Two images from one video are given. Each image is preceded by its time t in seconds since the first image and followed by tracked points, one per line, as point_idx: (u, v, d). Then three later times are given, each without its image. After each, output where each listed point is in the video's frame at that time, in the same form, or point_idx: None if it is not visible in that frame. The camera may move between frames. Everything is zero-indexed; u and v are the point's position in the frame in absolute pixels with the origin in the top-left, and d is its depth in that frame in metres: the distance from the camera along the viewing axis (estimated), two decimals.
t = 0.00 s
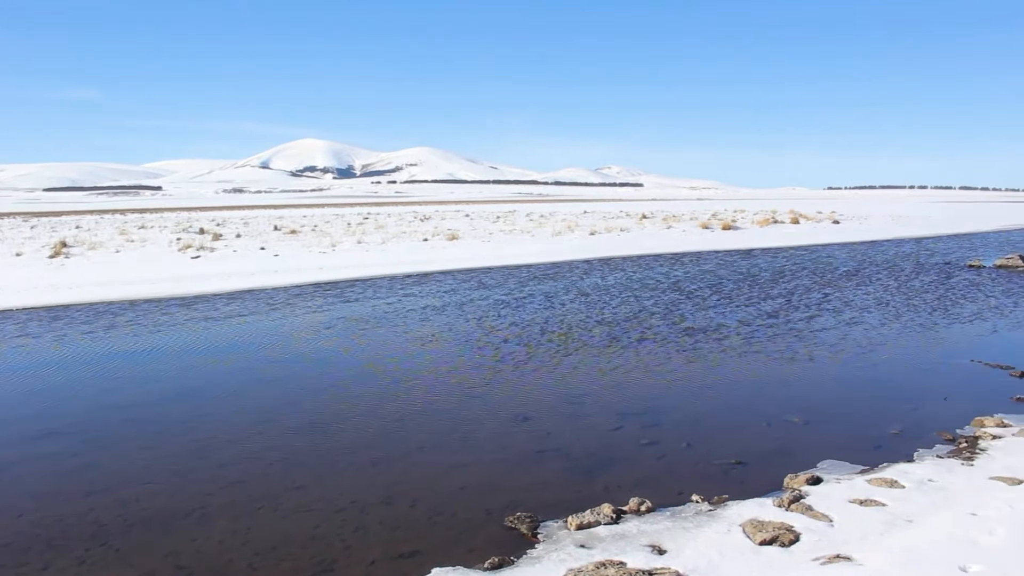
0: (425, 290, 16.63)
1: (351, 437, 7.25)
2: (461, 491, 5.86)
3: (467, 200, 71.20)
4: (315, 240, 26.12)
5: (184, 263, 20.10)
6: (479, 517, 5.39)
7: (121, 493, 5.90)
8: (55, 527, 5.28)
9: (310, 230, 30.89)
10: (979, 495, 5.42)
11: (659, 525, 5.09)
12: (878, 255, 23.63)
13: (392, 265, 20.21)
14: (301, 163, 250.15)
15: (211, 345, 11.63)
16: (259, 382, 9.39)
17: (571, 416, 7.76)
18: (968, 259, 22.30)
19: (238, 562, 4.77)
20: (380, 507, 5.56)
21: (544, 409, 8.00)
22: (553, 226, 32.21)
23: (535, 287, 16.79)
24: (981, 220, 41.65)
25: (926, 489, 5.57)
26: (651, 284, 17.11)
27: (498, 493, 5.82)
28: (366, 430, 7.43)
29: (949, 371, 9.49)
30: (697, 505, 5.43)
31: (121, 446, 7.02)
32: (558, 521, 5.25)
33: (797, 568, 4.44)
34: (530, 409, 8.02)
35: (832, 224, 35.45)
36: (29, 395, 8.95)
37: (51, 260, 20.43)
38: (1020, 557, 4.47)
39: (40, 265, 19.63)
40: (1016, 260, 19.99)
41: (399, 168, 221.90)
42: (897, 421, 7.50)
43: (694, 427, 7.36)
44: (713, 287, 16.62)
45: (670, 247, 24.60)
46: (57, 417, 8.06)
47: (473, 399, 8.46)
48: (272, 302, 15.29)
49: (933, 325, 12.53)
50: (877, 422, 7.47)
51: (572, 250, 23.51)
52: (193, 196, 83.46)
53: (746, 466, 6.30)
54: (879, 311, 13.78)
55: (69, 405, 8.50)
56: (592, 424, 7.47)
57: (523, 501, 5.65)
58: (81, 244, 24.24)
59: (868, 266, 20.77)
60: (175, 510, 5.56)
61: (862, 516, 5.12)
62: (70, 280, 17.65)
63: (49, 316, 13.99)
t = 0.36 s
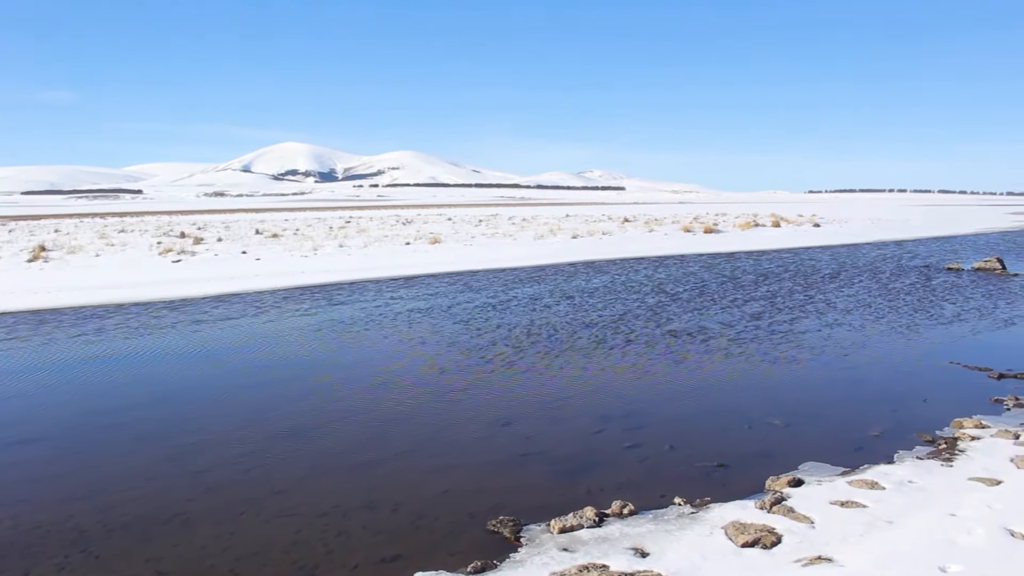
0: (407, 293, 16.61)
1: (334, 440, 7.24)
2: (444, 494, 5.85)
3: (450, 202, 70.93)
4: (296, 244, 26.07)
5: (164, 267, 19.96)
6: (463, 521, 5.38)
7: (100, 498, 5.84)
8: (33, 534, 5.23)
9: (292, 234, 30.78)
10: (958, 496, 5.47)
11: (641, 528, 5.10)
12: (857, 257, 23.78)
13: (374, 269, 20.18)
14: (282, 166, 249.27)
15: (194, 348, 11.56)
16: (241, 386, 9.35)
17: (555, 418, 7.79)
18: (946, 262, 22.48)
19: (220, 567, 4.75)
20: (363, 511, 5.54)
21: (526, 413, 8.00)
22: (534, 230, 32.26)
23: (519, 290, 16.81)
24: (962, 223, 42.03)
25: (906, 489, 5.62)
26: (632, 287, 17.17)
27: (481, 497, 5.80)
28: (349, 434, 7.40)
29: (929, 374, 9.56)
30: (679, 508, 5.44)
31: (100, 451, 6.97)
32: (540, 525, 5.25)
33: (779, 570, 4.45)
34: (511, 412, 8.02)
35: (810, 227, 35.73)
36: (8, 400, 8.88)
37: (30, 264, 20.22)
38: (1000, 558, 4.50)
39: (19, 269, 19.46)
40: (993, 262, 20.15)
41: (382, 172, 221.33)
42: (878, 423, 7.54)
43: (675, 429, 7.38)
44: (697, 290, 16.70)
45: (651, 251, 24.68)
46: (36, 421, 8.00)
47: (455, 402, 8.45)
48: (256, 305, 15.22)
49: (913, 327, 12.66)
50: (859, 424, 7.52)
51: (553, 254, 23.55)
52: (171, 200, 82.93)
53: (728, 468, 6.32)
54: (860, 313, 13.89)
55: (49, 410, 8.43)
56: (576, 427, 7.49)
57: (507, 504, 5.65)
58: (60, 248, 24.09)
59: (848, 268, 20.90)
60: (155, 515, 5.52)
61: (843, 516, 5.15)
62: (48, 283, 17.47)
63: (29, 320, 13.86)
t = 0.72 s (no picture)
0: (390, 297, 16.56)
1: (315, 444, 7.22)
2: (426, 499, 5.84)
3: (432, 207, 70.84)
4: (278, 248, 25.96)
5: (143, 271, 19.86)
6: (445, 525, 5.38)
7: (79, 505, 5.80)
8: (11, 541, 5.18)
9: (273, 238, 30.67)
10: (937, 497, 5.51)
11: (624, 531, 5.11)
12: (837, 261, 23.90)
13: (357, 273, 20.12)
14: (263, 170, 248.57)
15: (176, 352, 11.50)
16: (223, 390, 9.30)
17: (537, 422, 7.78)
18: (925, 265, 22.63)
19: (202, 573, 4.72)
20: (345, 516, 5.52)
21: (509, 416, 8.01)
22: (517, 234, 32.24)
23: (503, 294, 16.82)
24: (940, 227, 42.33)
25: (886, 491, 5.65)
26: (615, 291, 17.20)
27: (463, 502, 5.78)
28: (331, 438, 7.37)
29: (909, 375, 9.62)
30: (661, 511, 5.45)
31: (78, 457, 6.90)
32: (523, 528, 5.25)
33: (761, 571, 4.47)
34: (494, 416, 8.03)
35: (790, 230, 35.98)
36: None
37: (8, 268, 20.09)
38: (978, 558, 4.54)
39: None
40: (971, 266, 20.32)
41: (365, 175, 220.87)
42: (858, 425, 7.58)
43: (657, 433, 7.39)
44: (680, 293, 16.75)
45: (633, 254, 24.71)
46: (15, 427, 7.93)
47: (437, 406, 8.43)
48: (238, 309, 15.15)
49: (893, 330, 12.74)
50: (840, 426, 7.56)
51: (535, 258, 23.55)
52: (150, 204, 82.69)
53: (709, 471, 6.34)
54: (840, 316, 13.99)
55: (29, 415, 8.37)
56: (559, 430, 7.50)
57: (488, 508, 5.64)
58: (39, 252, 23.89)
59: (828, 271, 21.01)
60: (135, 521, 5.48)
61: (824, 518, 5.18)
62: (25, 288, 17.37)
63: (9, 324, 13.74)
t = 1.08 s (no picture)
0: (374, 300, 16.51)
1: (298, 448, 7.18)
2: (409, 503, 5.83)
3: (415, 211, 70.68)
4: (261, 252, 25.82)
5: (123, 275, 19.71)
6: (429, 529, 5.36)
7: (59, 511, 5.74)
8: None
9: (255, 242, 30.53)
10: (919, 499, 5.54)
11: (607, 534, 5.11)
12: (819, 264, 23.99)
13: (340, 277, 20.03)
14: (245, 173, 247.50)
15: (157, 357, 11.41)
16: (204, 395, 9.23)
17: (522, 426, 7.78)
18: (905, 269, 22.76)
19: None
20: (328, 521, 5.50)
21: (492, 420, 7.99)
22: (500, 237, 32.21)
23: (487, 297, 16.80)
24: (920, 230, 42.60)
25: (867, 493, 5.68)
26: (599, 294, 17.22)
27: (446, 506, 5.77)
28: (314, 443, 7.33)
29: (890, 378, 9.68)
30: (644, 514, 5.46)
31: (58, 463, 6.84)
32: (507, 532, 5.24)
33: (744, 573, 4.48)
34: (477, 420, 8.01)
35: (773, 234, 36.14)
36: None
37: None
38: (958, 558, 4.57)
39: None
40: (951, 269, 20.46)
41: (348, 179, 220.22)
42: (839, 427, 7.62)
43: (640, 436, 7.40)
44: (663, 297, 16.77)
45: (616, 258, 24.71)
46: None
47: (420, 410, 8.41)
48: (220, 313, 15.06)
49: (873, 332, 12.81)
50: (822, 428, 7.59)
51: (519, 261, 23.53)
52: (131, 206, 82.22)
53: (693, 474, 6.35)
54: (822, 319, 14.06)
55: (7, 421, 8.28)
56: (542, 433, 7.50)
57: (472, 512, 5.63)
58: (19, 256, 23.65)
59: (811, 275, 21.10)
60: (116, 528, 5.43)
61: (807, 520, 5.21)
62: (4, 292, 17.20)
63: None
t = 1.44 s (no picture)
0: (355, 304, 16.48)
1: (278, 453, 7.15)
2: (390, 508, 5.81)
3: (394, 214, 70.60)
4: (241, 256, 25.71)
5: (101, 279, 19.54)
6: (409, 533, 5.35)
7: (35, 517, 5.68)
8: None
9: (235, 245, 30.38)
10: (896, 500, 5.58)
11: (588, 537, 5.12)
12: (798, 267, 24.14)
13: (322, 281, 19.99)
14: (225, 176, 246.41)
15: (135, 361, 11.32)
16: (182, 400, 9.16)
17: (504, 429, 7.78)
18: (883, 271, 22.94)
19: None
20: (308, 526, 5.47)
21: (473, 423, 7.99)
22: (481, 240, 32.19)
23: (467, 301, 16.78)
24: (897, 233, 42.95)
25: (846, 494, 5.71)
26: (581, 297, 17.26)
27: (427, 510, 5.75)
28: (295, 447, 7.30)
29: (868, 379, 9.75)
30: (625, 517, 5.47)
31: (34, 469, 6.77)
32: (487, 536, 5.24)
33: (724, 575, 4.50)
34: (458, 423, 8.00)
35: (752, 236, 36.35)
36: None
37: None
38: (936, 559, 4.60)
39: None
40: (928, 271, 20.64)
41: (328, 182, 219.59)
42: (818, 429, 7.67)
43: (621, 439, 7.41)
44: (644, 300, 16.82)
45: (597, 261, 24.76)
46: None
47: (401, 413, 8.38)
48: (199, 317, 14.96)
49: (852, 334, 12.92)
50: (801, 430, 7.62)
51: (499, 264, 23.53)
52: (109, 209, 81.55)
53: (673, 476, 6.37)
54: (801, 321, 14.14)
55: None
56: (523, 437, 7.50)
57: (453, 516, 5.62)
58: None
59: (790, 277, 21.24)
60: (93, 534, 5.38)
61: (786, 521, 5.23)
62: None
63: None
